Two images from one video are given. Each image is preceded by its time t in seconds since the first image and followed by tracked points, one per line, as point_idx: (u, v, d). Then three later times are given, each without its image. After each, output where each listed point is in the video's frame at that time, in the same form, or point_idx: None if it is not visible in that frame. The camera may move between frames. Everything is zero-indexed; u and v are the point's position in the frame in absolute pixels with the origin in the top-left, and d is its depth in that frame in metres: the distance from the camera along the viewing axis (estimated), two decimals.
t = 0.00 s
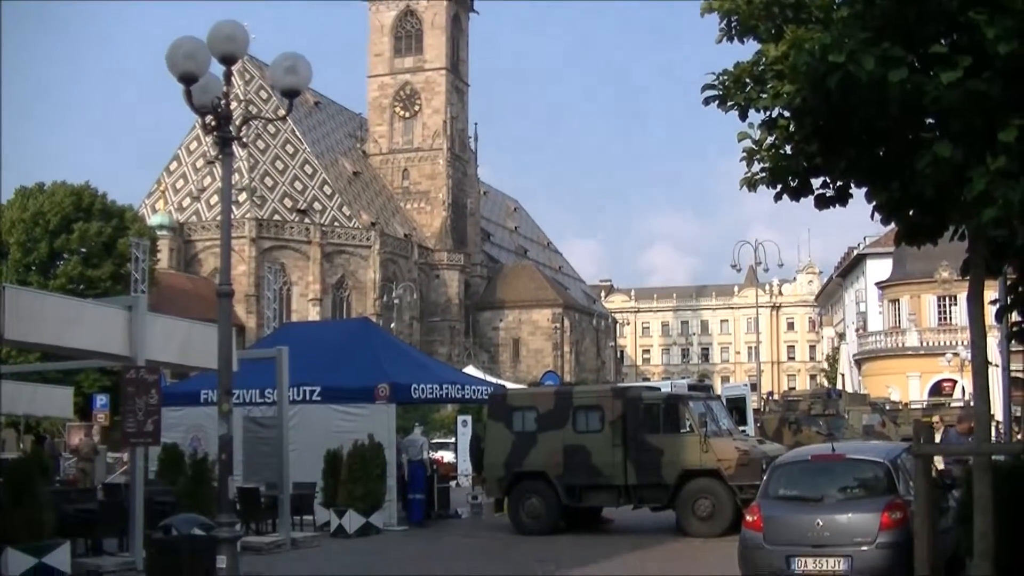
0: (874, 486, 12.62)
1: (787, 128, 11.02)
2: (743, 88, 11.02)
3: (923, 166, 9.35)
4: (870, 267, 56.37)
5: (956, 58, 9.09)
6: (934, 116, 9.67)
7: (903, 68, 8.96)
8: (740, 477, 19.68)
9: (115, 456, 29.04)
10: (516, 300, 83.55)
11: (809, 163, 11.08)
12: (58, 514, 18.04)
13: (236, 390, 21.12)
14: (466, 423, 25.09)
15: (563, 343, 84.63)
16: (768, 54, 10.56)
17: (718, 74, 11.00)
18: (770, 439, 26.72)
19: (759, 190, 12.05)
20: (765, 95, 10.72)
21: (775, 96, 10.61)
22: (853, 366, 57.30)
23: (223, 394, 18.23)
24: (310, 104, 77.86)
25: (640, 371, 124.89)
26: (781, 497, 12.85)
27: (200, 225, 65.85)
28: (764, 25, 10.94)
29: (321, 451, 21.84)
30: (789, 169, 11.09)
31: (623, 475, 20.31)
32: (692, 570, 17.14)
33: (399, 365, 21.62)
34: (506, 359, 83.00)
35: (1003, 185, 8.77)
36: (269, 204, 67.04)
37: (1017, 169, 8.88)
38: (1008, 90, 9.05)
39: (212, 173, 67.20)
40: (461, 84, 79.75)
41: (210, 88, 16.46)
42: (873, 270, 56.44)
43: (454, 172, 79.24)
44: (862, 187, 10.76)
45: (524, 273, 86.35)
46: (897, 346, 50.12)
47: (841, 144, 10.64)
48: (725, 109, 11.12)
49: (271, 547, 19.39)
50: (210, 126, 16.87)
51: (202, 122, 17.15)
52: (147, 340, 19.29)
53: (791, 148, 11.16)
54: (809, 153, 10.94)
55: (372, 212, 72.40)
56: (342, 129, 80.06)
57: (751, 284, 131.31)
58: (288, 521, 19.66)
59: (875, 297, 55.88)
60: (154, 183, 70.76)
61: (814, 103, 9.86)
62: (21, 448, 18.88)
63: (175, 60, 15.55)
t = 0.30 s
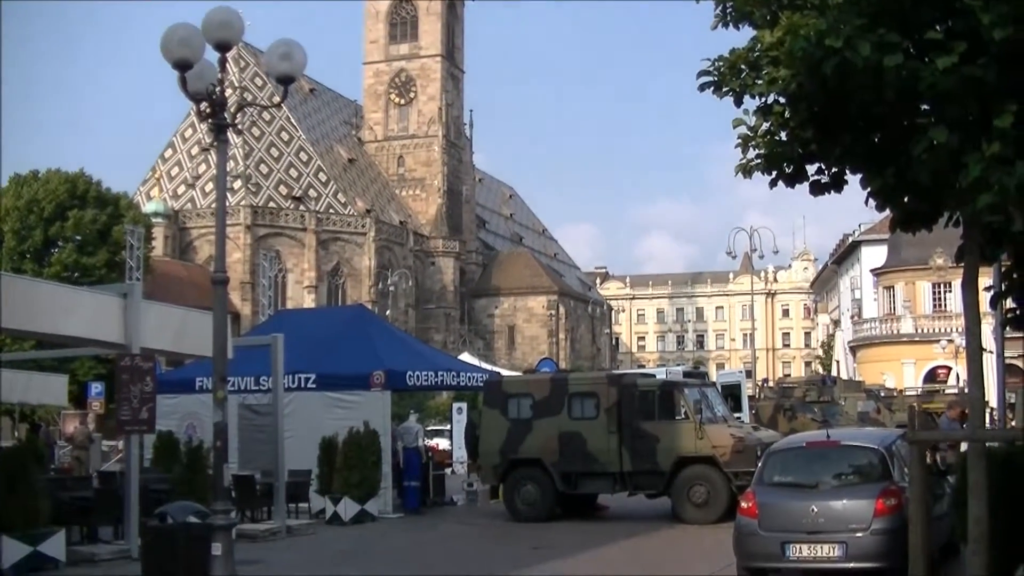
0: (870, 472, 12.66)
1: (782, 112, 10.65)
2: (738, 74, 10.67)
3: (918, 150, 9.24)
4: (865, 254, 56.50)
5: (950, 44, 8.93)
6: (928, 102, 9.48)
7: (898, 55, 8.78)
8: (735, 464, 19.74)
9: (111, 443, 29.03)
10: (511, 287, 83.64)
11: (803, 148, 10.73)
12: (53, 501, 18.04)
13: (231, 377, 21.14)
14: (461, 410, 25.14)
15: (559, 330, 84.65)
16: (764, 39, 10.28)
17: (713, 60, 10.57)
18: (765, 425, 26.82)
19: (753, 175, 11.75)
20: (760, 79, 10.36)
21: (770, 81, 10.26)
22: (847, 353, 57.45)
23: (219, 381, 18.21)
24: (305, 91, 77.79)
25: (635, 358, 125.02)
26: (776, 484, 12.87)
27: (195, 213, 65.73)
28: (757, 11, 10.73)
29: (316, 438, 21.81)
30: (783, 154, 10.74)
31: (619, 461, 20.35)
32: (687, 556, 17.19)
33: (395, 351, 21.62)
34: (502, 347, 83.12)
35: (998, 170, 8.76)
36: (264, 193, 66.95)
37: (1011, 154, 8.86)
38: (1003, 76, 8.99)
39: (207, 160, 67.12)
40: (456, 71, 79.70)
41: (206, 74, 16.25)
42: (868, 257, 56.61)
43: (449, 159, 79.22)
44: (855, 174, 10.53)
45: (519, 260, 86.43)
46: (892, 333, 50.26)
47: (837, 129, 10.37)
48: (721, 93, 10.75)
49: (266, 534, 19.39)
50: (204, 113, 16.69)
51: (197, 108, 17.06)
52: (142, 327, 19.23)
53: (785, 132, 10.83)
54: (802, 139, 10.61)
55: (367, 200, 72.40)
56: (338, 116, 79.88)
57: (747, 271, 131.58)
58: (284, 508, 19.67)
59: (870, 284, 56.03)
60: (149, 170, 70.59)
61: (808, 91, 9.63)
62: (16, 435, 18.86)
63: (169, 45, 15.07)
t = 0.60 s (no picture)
0: (863, 465, 12.69)
1: (776, 106, 10.52)
2: (733, 68, 10.50)
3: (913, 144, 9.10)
4: (859, 248, 56.60)
5: (946, 37, 8.83)
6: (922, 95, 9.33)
7: (894, 48, 8.72)
8: (729, 456, 19.78)
9: (106, 435, 29.04)
10: (506, 280, 83.75)
11: (797, 142, 10.59)
12: (48, 492, 18.04)
13: (225, 369, 21.10)
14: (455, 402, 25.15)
15: (553, 323, 84.70)
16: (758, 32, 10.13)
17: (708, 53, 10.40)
18: (759, 418, 26.91)
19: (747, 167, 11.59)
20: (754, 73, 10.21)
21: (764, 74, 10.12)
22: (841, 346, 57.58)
23: (212, 372, 18.16)
24: (299, 82, 77.65)
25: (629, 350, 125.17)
26: (770, 477, 12.89)
27: (189, 204, 65.60)
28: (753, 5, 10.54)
29: (310, 429, 21.80)
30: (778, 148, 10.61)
31: (613, 454, 20.38)
32: (680, 549, 17.24)
33: (389, 343, 21.64)
34: (496, 339, 83.22)
35: (995, 164, 8.59)
36: (259, 184, 66.87)
37: (1006, 149, 8.73)
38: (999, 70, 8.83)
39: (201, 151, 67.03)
40: (451, 64, 79.67)
41: (200, 65, 16.03)
42: (862, 251, 56.72)
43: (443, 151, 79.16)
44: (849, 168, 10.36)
45: (514, 253, 86.50)
46: (886, 326, 50.42)
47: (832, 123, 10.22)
48: (716, 87, 10.61)
49: (260, 526, 19.39)
50: (198, 104, 16.52)
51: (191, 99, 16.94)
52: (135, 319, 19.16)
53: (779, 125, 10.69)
54: (796, 133, 10.47)
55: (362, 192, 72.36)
56: (332, 108, 79.76)
57: (741, 264, 131.74)
58: (278, 499, 19.67)
59: (864, 278, 56.14)
60: (144, 161, 70.53)
61: (805, 84, 9.49)
62: (11, 427, 18.81)
63: (162, 36, 14.79)
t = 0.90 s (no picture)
0: (855, 458, 12.72)
1: (769, 98, 10.20)
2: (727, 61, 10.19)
3: (908, 137, 8.90)
4: (853, 242, 56.71)
5: (939, 32, 8.60)
6: (915, 90, 9.09)
7: (887, 41, 8.41)
8: (721, 449, 19.83)
9: (99, 428, 29.01)
10: (499, 272, 83.73)
11: (791, 135, 10.28)
12: (41, 484, 18.00)
13: (218, 361, 21.14)
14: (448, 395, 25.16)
15: (546, 316, 84.72)
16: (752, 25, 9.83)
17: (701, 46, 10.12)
18: (751, 411, 26.97)
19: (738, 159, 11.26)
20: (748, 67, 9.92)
21: (758, 67, 9.82)
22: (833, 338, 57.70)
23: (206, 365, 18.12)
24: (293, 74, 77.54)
25: (622, 343, 125.29)
26: (763, 470, 12.93)
27: (181, 197, 65.45)
28: None
29: (302, 421, 21.80)
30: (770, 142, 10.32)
31: (605, 446, 20.40)
32: (673, 542, 17.25)
33: (383, 336, 21.64)
34: (488, 331, 83.23)
35: (990, 157, 8.55)
36: (251, 176, 66.77)
37: (1004, 143, 8.69)
38: (994, 64, 8.66)
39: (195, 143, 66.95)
40: (445, 56, 79.58)
41: (194, 57, 15.87)
42: (855, 244, 56.84)
43: (436, 143, 79.08)
44: (843, 161, 10.07)
45: (507, 246, 86.56)
46: (879, 320, 50.52)
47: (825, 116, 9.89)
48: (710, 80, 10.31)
49: (253, 519, 19.38)
50: (191, 96, 16.36)
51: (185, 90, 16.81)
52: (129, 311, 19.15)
53: (773, 119, 10.36)
54: (791, 125, 10.17)
55: (355, 184, 72.30)
56: (326, 100, 79.51)
57: (734, 257, 131.89)
58: (271, 492, 19.67)
59: (857, 272, 56.24)
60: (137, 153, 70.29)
61: (798, 78, 9.18)
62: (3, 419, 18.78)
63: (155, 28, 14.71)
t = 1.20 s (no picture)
0: (836, 451, 12.81)
1: (751, 91, 9.73)
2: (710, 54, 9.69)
3: (890, 130, 8.57)
4: (835, 236, 57.03)
5: (922, 24, 8.29)
6: (897, 82, 8.73)
7: (870, 35, 8.16)
8: (703, 442, 19.88)
9: (79, 420, 28.87)
10: (481, 264, 83.68)
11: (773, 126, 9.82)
12: (21, 475, 17.86)
13: (199, 353, 21.11)
14: (429, 386, 25.20)
15: (528, 308, 84.85)
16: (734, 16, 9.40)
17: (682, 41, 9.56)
18: (733, 404, 27.09)
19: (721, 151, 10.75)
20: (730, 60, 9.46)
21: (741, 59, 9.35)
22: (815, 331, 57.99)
23: (187, 356, 18.00)
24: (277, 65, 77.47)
25: (603, 335, 125.60)
26: (744, 462, 13.00)
27: (163, 188, 65.17)
28: None
29: (283, 412, 21.78)
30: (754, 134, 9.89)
31: (587, 438, 20.49)
32: (654, 534, 17.27)
33: (365, 328, 21.62)
34: (471, 324, 83.32)
35: (970, 150, 8.11)
36: (233, 167, 66.55)
37: (984, 138, 8.26)
38: (976, 57, 8.29)
39: (177, 134, 67.00)
40: (428, 48, 79.60)
41: (176, 47, 15.68)
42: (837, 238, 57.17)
43: (420, 135, 79.14)
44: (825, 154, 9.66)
45: (490, 238, 86.68)
46: (860, 313, 50.86)
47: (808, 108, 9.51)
48: (693, 73, 9.77)
49: (235, 510, 19.35)
50: (173, 87, 16.13)
51: (167, 82, 16.69)
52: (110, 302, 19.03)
53: (754, 111, 9.91)
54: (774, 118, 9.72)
55: (337, 176, 72.17)
56: (309, 92, 79.30)
57: (716, 250, 132.43)
58: (253, 484, 19.63)
59: (839, 265, 56.55)
60: (118, 144, 70.03)
61: (781, 71, 8.80)
62: None
63: (135, 18, 14.12)
